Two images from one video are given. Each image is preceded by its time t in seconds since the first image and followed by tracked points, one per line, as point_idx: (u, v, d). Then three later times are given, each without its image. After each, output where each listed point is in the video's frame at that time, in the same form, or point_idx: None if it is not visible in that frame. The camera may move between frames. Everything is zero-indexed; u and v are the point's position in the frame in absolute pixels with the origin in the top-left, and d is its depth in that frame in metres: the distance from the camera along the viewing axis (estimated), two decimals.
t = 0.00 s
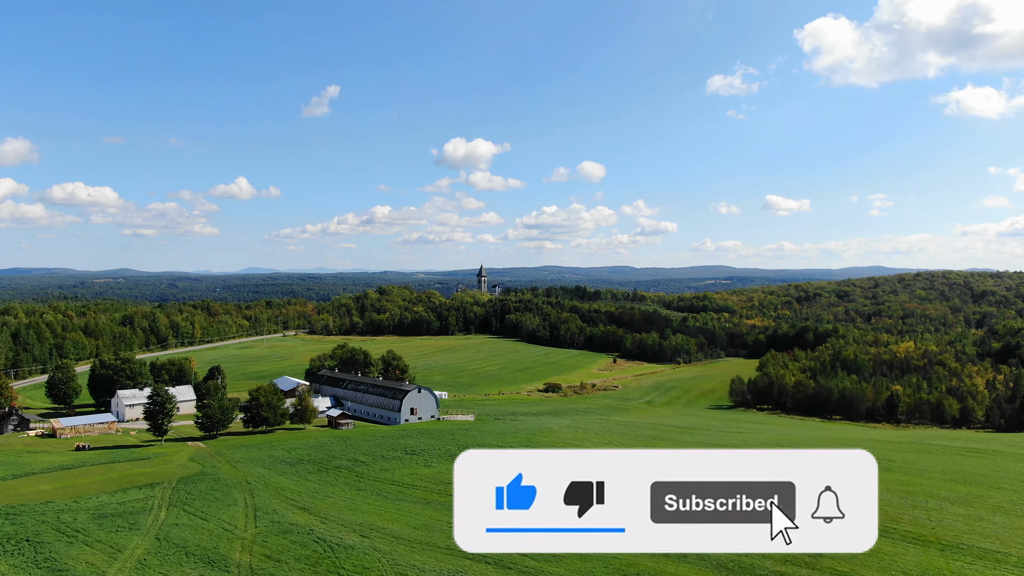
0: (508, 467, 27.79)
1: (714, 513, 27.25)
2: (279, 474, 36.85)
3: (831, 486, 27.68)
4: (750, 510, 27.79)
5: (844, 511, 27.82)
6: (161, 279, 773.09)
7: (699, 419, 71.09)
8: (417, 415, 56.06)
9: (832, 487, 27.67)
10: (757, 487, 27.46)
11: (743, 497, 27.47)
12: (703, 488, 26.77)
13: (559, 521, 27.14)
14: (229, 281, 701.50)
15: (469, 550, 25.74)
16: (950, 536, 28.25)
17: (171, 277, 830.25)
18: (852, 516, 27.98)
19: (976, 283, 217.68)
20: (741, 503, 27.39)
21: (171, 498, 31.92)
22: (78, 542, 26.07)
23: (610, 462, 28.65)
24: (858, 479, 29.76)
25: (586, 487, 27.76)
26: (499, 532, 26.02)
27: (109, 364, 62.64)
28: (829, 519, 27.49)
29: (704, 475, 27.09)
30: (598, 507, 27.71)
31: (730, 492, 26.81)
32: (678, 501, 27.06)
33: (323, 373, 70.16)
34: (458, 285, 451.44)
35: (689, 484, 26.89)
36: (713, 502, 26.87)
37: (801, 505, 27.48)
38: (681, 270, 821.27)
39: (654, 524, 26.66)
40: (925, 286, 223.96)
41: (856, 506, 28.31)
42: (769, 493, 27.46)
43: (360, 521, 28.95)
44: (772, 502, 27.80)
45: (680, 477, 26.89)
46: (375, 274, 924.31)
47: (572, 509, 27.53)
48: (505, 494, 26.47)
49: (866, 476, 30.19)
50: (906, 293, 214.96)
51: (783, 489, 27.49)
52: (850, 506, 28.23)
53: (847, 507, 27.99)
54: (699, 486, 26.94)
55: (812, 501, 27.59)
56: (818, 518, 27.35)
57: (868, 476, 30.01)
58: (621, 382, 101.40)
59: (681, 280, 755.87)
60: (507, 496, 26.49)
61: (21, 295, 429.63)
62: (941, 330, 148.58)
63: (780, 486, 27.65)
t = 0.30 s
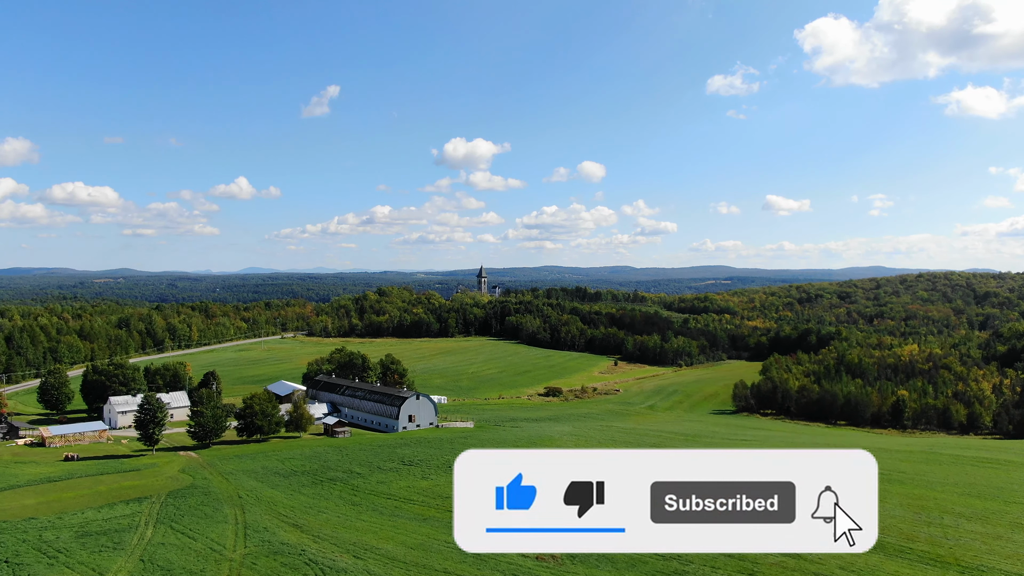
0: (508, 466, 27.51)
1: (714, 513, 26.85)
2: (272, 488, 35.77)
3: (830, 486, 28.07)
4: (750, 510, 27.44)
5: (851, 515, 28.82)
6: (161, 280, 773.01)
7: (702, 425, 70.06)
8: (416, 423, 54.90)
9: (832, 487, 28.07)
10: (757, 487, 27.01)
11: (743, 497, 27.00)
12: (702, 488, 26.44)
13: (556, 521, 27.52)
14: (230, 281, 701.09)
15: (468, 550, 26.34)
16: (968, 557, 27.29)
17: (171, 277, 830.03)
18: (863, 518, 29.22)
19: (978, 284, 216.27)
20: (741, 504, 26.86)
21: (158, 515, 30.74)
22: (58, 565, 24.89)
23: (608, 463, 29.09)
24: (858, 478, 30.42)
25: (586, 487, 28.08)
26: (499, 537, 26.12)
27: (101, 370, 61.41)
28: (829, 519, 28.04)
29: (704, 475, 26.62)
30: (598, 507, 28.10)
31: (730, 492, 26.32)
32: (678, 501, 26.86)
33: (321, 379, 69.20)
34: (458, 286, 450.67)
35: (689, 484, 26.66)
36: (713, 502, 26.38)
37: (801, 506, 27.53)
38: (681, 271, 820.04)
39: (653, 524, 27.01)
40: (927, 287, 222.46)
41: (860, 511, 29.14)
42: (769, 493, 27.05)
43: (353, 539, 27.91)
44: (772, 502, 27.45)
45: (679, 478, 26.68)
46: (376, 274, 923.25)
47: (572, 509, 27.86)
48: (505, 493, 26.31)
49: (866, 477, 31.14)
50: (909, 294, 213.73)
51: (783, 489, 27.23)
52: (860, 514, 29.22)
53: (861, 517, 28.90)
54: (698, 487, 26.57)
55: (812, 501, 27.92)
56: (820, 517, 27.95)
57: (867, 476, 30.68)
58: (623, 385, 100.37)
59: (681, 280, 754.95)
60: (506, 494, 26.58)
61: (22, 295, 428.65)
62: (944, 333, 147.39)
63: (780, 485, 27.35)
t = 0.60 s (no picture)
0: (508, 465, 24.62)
1: (714, 513, 25.35)
2: (263, 502, 34.59)
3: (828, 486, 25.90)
4: (750, 510, 25.78)
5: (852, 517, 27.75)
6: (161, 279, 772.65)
7: (705, 430, 68.85)
8: (414, 430, 53.72)
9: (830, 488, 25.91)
10: (758, 487, 25.19)
11: (744, 497, 25.18)
12: (701, 488, 24.90)
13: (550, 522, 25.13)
14: (230, 281, 700.57)
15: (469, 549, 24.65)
16: None
17: (171, 277, 829.61)
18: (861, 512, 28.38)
19: (980, 285, 215.17)
20: (741, 504, 25.11)
21: (147, 533, 29.51)
22: None
23: (609, 459, 26.41)
24: (855, 480, 27.67)
25: (587, 486, 25.33)
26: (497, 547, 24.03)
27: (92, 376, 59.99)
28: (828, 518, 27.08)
29: (702, 475, 25.13)
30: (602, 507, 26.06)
31: (731, 492, 24.69)
32: (677, 501, 25.61)
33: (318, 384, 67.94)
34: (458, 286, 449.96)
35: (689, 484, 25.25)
36: (714, 502, 24.91)
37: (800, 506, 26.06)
38: (681, 271, 819.22)
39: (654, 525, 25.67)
40: (929, 288, 221.36)
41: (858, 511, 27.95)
42: (770, 493, 25.28)
43: (347, 560, 26.69)
44: (772, 502, 25.77)
45: (679, 477, 25.14)
46: (376, 274, 922.25)
47: (573, 509, 25.59)
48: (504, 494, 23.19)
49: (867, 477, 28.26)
50: (911, 296, 212.80)
51: (783, 489, 25.17)
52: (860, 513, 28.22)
53: (864, 518, 27.96)
54: (697, 486, 25.09)
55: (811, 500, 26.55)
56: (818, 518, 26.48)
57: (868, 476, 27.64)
58: (624, 389, 99.20)
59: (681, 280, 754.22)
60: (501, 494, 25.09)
61: (21, 294, 428.12)
62: (947, 335, 146.29)
63: (781, 485, 25.41)
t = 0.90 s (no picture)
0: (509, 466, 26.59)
1: (714, 513, 26.03)
2: (253, 518, 33.37)
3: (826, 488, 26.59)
4: (750, 510, 26.57)
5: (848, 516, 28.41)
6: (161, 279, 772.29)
7: (708, 437, 67.78)
8: (412, 438, 52.57)
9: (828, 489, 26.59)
10: (757, 487, 26.13)
11: (744, 497, 26.01)
12: (702, 488, 25.63)
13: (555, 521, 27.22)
14: (229, 281, 699.81)
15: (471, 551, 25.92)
16: None
17: (171, 277, 829.00)
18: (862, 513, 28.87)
19: (983, 286, 213.30)
20: (741, 504, 25.90)
21: (133, 552, 28.39)
22: None
23: (609, 459, 28.09)
24: (857, 479, 28.65)
25: (586, 486, 27.39)
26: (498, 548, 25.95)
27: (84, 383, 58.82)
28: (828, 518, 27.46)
29: (705, 475, 25.67)
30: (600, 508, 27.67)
31: (730, 492, 25.35)
32: (677, 501, 26.21)
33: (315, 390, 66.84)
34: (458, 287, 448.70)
35: (688, 484, 25.89)
36: (713, 502, 25.57)
37: (801, 505, 26.71)
38: (681, 272, 817.52)
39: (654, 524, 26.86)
40: (931, 289, 219.66)
41: (860, 515, 28.67)
42: (770, 493, 26.22)
43: None
44: (772, 502, 26.67)
45: (679, 478, 25.86)
46: (376, 273, 920.42)
47: (572, 510, 27.60)
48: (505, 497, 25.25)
49: (865, 478, 29.75)
50: (913, 297, 211.15)
51: (784, 489, 26.40)
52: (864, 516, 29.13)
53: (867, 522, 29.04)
54: (697, 486, 25.81)
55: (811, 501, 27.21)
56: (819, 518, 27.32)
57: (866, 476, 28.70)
58: (625, 393, 98.15)
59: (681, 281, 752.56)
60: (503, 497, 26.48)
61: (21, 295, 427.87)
62: (950, 337, 144.81)
63: (781, 486, 26.47)
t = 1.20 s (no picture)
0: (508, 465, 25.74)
1: (714, 513, 25.44)
2: (244, 533, 32.31)
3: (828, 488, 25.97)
4: (750, 510, 25.83)
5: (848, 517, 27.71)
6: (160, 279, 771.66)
7: (711, 443, 66.71)
8: (410, 447, 51.43)
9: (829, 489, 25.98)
10: (757, 487, 25.42)
11: (743, 497, 25.38)
12: (702, 488, 25.11)
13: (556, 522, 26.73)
14: (229, 281, 699.17)
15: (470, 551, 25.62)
16: None
17: (170, 277, 828.47)
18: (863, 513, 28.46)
19: (986, 288, 212.07)
20: (741, 504, 25.31)
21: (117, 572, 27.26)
22: None
23: (606, 457, 27.35)
24: (857, 481, 27.92)
25: (586, 486, 26.70)
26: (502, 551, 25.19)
27: (76, 389, 57.50)
28: (829, 518, 26.93)
29: (704, 475, 25.14)
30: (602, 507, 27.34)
31: (731, 491, 24.73)
32: (677, 501, 25.82)
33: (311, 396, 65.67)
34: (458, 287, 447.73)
35: (688, 483, 25.35)
36: (713, 502, 25.01)
37: (801, 505, 25.83)
38: (682, 272, 816.41)
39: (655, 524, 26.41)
40: (933, 291, 218.49)
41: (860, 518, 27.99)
42: (769, 493, 25.47)
43: None
44: (772, 502, 25.83)
45: (679, 478, 25.29)
46: (376, 273, 920.19)
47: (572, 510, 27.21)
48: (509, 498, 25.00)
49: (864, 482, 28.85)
50: (915, 298, 209.95)
51: (784, 489, 25.63)
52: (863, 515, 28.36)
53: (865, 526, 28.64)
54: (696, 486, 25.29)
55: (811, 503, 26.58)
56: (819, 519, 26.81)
57: (866, 478, 28.04)
58: (627, 397, 97.10)
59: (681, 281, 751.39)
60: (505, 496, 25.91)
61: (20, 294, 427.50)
62: (954, 339, 143.55)
63: (781, 486, 25.67)
